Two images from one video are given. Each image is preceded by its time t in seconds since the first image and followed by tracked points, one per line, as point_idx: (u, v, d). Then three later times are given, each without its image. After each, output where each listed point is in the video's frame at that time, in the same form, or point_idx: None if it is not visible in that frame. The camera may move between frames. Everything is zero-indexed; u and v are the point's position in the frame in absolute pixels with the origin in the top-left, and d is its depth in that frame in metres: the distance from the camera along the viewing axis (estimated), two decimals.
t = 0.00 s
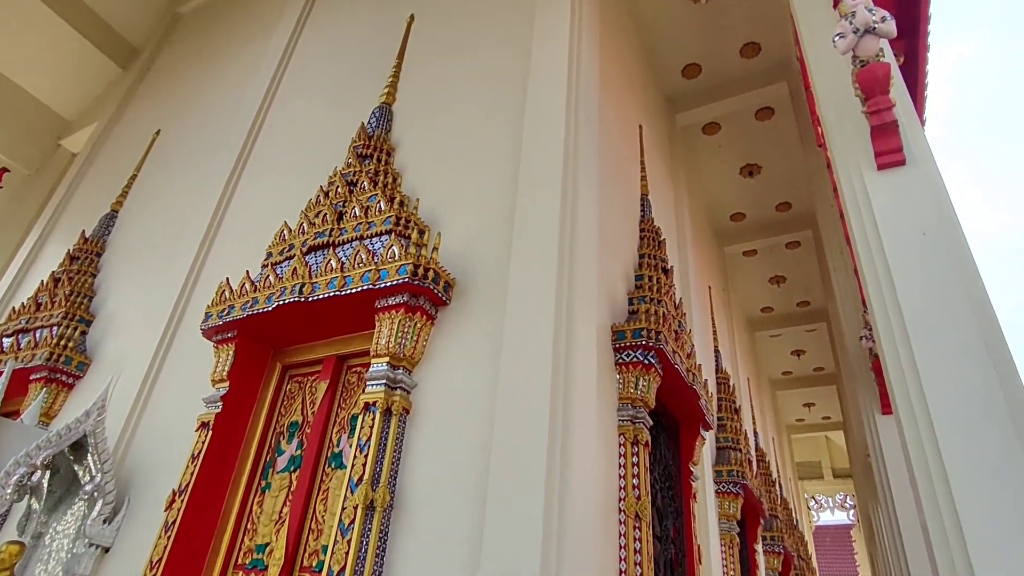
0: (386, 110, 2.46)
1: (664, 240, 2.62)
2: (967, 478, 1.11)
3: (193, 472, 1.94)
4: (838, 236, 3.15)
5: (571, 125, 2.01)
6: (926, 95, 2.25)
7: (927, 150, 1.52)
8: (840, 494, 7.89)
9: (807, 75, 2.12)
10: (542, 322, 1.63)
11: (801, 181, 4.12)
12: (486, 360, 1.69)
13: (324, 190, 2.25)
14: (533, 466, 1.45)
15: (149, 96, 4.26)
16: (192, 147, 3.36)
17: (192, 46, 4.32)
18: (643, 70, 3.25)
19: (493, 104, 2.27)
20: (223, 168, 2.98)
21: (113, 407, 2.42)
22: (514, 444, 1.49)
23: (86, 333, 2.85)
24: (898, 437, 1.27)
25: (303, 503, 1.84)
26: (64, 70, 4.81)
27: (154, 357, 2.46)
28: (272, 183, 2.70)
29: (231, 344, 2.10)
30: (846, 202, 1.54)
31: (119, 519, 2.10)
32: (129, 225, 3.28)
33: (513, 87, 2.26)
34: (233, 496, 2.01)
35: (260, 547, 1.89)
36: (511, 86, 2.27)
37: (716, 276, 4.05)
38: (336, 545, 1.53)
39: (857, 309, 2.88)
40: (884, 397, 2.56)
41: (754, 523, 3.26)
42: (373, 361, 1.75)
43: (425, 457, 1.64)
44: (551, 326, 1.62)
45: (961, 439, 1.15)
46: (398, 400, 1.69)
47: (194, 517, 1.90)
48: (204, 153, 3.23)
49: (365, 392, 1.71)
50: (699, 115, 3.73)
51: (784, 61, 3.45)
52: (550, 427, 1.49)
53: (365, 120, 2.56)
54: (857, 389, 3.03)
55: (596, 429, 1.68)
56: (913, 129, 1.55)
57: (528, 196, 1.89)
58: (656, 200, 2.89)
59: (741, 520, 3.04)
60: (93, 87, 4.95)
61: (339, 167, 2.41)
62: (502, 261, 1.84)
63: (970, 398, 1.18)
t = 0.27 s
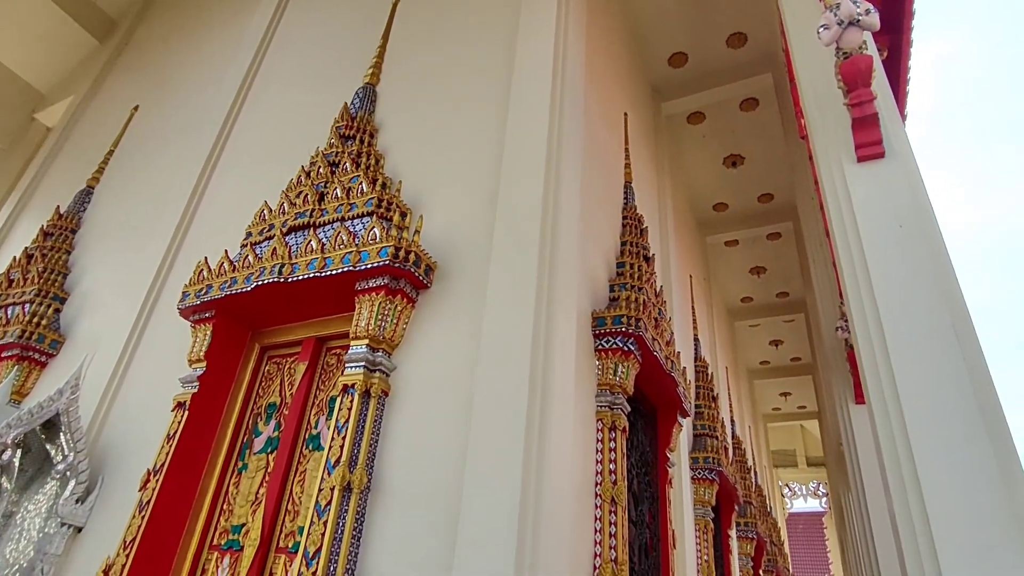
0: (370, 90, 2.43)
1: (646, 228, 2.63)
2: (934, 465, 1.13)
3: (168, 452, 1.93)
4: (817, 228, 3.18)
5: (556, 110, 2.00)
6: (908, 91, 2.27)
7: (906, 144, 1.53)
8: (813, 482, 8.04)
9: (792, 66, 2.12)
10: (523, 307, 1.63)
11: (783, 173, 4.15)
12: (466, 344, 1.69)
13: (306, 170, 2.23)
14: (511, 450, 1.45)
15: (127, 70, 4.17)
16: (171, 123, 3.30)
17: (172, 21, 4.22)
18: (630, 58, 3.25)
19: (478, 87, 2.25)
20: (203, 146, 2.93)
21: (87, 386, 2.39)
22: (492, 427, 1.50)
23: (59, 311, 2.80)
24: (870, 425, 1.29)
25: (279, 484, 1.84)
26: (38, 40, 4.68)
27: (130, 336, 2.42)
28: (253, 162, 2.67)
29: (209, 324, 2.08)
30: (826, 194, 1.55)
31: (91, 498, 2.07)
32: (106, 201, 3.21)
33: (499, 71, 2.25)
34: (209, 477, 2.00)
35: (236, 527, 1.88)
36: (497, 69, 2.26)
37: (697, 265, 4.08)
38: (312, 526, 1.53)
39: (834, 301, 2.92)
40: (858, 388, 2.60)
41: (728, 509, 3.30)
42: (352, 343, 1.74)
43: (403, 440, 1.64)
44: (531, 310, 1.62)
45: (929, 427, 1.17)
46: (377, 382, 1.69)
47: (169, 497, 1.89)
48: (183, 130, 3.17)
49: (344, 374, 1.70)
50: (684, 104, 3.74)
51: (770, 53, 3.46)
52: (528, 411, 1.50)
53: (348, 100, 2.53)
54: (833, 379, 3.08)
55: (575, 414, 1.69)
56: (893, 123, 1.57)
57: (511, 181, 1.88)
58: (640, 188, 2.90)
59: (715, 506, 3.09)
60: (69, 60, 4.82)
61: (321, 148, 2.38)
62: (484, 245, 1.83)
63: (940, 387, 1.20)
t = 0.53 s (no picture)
0: (354, 69, 2.40)
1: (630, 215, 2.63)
2: (905, 453, 1.16)
3: (145, 432, 1.91)
4: (799, 219, 3.21)
5: (541, 94, 1.99)
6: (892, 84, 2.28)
7: (888, 135, 1.54)
8: (789, 470, 8.18)
9: (778, 56, 2.13)
10: (504, 290, 1.63)
11: (767, 163, 4.18)
12: (447, 327, 1.68)
13: (287, 150, 2.20)
14: (490, 432, 1.46)
15: (104, 44, 4.07)
16: (150, 100, 3.24)
17: None
18: (617, 44, 3.24)
19: (463, 69, 2.23)
20: (183, 123, 2.88)
21: (62, 365, 2.35)
22: (471, 411, 1.50)
23: (34, 289, 2.75)
24: (844, 414, 1.31)
25: (257, 465, 1.83)
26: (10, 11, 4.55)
27: (106, 315, 2.38)
28: (234, 140, 2.63)
29: (188, 304, 2.06)
30: (808, 185, 1.56)
31: (66, 478, 2.05)
32: (82, 178, 3.15)
33: (485, 53, 2.23)
34: (187, 457, 1.99)
35: (213, 508, 1.87)
36: (483, 52, 2.24)
37: (680, 254, 4.10)
38: (290, 506, 1.53)
39: (813, 291, 2.96)
40: (833, 377, 2.64)
41: (705, 494, 3.35)
42: (333, 325, 1.73)
43: (383, 422, 1.63)
44: (513, 293, 1.62)
45: (901, 416, 1.19)
46: (357, 364, 1.68)
47: (146, 477, 1.87)
48: (162, 106, 3.11)
49: (324, 355, 1.69)
50: (670, 93, 3.74)
51: (756, 43, 3.47)
52: (508, 396, 1.50)
53: (331, 79, 2.49)
54: (810, 368, 3.12)
55: (554, 399, 1.70)
56: (875, 114, 1.58)
57: (495, 164, 1.88)
58: (624, 175, 2.90)
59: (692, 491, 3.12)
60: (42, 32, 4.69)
61: (303, 127, 2.35)
62: (467, 229, 1.82)
63: (912, 377, 1.22)
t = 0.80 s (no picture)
0: (338, 47, 2.37)
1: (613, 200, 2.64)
2: (877, 439, 1.18)
3: (122, 410, 1.90)
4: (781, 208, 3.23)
5: (527, 76, 1.98)
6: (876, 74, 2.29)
7: (870, 124, 1.55)
8: (765, 455, 8.31)
9: (764, 43, 2.12)
10: (486, 273, 1.63)
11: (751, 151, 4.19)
12: (428, 308, 1.68)
13: (269, 127, 2.17)
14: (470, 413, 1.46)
15: (80, 14, 3.97)
16: (128, 73, 3.17)
17: None
18: (604, 28, 3.22)
19: (449, 48, 2.21)
20: (162, 98, 2.83)
21: (37, 342, 2.32)
22: (451, 393, 1.50)
23: (8, 265, 2.70)
24: (820, 401, 1.33)
25: (236, 445, 1.82)
26: None
27: (83, 292, 2.35)
28: (215, 117, 2.58)
29: (166, 282, 2.04)
30: (790, 172, 1.57)
31: (41, 457, 2.03)
32: (58, 152, 3.09)
33: (471, 33, 2.20)
34: (165, 437, 1.97)
35: (191, 487, 1.86)
36: (469, 31, 2.21)
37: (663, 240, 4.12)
38: (269, 486, 1.53)
39: (793, 279, 2.99)
40: (810, 364, 2.67)
41: (683, 478, 3.39)
42: (314, 305, 1.72)
43: (363, 402, 1.63)
44: (495, 276, 1.62)
45: (874, 402, 1.21)
46: (338, 345, 1.67)
47: (123, 456, 1.86)
48: (141, 80, 3.05)
49: (304, 336, 1.68)
50: (657, 79, 3.73)
51: (744, 30, 3.47)
52: (488, 379, 1.50)
53: (315, 57, 2.46)
54: (788, 355, 3.16)
55: (535, 381, 1.71)
56: (858, 102, 1.59)
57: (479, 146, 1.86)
58: (609, 160, 2.90)
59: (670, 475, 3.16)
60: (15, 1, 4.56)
61: (286, 105, 2.31)
62: (450, 211, 1.82)
63: (887, 365, 1.24)
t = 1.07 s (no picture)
0: (322, 23, 2.33)
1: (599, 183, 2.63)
2: (853, 427, 1.19)
3: (100, 389, 1.87)
4: (765, 195, 3.25)
5: (514, 56, 1.96)
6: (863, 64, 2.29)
7: (855, 112, 1.56)
8: (745, 440, 8.44)
9: (752, 29, 2.12)
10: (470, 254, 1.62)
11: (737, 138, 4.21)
12: (411, 289, 1.67)
13: (251, 103, 2.14)
14: (452, 394, 1.46)
15: None
16: (106, 45, 3.09)
17: None
18: (593, 9, 3.19)
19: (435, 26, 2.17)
20: (141, 71, 2.76)
21: (13, 318, 2.28)
22: (433, 374, 1.50)
23: None
24: (799, 387, 1.34)
25: (216, 424, 1.81)
26: None
27: (60, 268, 2.31)
28: (197, 92, 2.54)
29: (145, 260, 2.01)
30: (774, 158, 1.58)
31: (18, 435, 2.01)
32: (33, 125, 3.01)
33: (458, 11, 2.17)
34: (144, 415, 1.95)
35: (171, 466, 1.85)
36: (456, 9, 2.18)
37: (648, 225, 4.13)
38: (249, 465, 1.52)
39: (775, 266, 3.01)
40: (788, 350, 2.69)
41: (663, 461, 3.43)
42: (296, 284, 1.71)
43: (345, 382, 1.63)
44: (479, 257, 1.61)
45: (851, 387, 1.23)
46: (320, 324, 1.66)
47: (100, 435, 1.84)
48: (119, 53, 2.98)
49: (286, 315, 1.67)
50: (645, 63, 3.72)
51: (732, 16, 3.46)
52: (470, 361, 1.50)
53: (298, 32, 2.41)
54: (769, 341, 3.19)
55: (517, 363, 1.71)
56: (842, 88, 1.59)
57: (465, 126, 1.85)
58: (596, 143, 2.89)
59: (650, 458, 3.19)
60: None
61: (268, 80, 2.28)
62: (435, 191, 1.80)
63: (865, 353, 1.26)
